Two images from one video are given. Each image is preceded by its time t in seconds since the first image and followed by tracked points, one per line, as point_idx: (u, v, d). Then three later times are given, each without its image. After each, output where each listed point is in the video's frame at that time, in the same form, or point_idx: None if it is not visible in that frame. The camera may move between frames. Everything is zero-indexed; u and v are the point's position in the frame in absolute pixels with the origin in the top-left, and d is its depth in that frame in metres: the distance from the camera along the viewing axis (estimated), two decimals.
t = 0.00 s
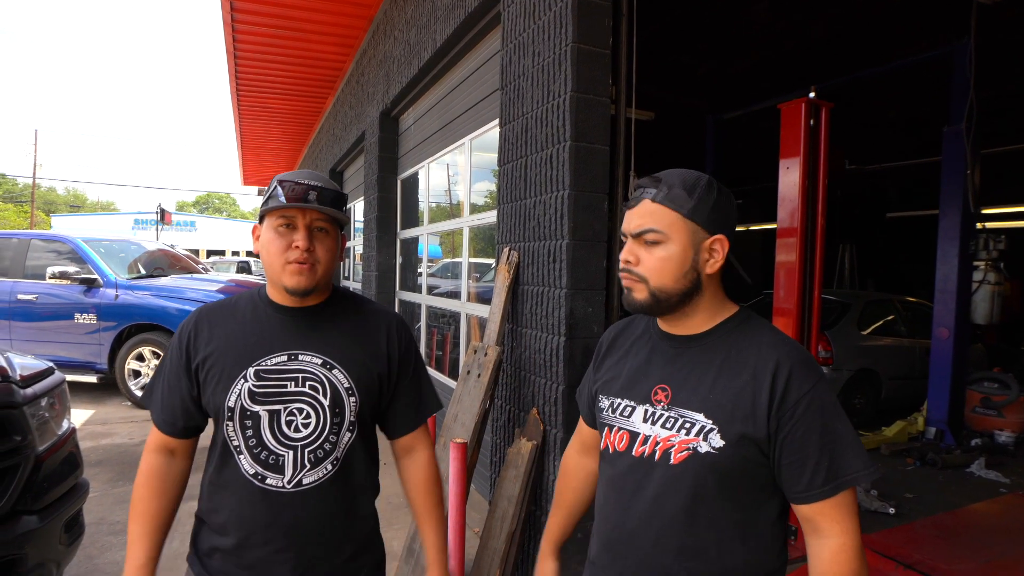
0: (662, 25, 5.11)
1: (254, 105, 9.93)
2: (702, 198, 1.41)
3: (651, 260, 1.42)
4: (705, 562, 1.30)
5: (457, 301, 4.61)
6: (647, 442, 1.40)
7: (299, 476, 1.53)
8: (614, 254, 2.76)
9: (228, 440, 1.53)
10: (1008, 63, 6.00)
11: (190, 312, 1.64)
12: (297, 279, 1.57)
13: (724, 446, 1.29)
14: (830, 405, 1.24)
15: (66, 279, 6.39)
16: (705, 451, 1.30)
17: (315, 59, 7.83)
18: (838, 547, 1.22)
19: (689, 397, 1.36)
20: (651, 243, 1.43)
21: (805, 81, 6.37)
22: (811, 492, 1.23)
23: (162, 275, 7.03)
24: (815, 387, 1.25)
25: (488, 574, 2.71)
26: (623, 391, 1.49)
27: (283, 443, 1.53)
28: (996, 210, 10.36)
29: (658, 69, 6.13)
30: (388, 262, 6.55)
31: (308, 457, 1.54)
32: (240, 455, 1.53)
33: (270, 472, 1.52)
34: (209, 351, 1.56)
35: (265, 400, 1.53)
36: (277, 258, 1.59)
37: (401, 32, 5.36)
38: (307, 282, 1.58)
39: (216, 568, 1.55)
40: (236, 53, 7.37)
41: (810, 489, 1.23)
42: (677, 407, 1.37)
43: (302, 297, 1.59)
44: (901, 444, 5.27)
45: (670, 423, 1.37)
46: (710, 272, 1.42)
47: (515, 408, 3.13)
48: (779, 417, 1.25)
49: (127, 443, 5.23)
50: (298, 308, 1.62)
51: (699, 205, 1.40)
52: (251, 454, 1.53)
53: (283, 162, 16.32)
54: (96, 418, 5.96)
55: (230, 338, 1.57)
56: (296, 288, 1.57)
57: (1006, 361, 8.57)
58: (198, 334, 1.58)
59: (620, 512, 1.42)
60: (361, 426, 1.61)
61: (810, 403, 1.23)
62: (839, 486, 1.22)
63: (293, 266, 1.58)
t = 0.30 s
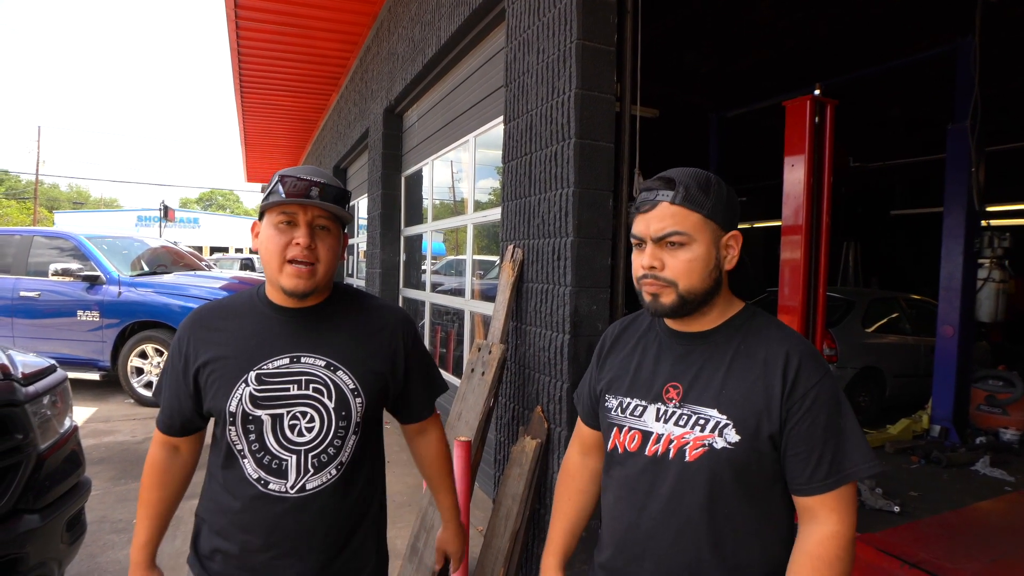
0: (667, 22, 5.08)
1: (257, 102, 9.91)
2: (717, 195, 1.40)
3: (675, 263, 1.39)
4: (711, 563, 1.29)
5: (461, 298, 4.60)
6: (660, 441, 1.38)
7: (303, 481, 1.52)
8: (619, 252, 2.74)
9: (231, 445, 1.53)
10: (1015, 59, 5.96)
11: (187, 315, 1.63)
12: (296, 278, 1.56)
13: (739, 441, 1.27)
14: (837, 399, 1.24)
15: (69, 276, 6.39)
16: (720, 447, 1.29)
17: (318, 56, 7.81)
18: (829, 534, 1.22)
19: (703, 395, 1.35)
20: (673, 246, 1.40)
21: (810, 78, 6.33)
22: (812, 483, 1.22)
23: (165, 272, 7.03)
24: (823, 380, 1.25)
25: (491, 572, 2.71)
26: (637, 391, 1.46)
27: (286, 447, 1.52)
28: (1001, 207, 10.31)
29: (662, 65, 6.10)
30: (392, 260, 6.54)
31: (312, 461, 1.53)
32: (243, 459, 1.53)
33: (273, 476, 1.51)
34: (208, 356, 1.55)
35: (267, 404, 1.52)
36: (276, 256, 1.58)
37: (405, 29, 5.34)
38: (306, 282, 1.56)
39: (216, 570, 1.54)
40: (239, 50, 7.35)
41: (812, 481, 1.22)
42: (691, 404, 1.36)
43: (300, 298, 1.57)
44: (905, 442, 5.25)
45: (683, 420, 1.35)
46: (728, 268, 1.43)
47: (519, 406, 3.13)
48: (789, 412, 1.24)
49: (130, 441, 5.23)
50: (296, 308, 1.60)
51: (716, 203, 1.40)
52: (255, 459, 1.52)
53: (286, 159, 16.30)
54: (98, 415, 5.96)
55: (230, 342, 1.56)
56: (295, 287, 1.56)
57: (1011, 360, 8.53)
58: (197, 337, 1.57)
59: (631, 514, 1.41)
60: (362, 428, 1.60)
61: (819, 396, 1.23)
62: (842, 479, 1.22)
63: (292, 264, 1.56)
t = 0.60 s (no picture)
0: (670, 25, 5.08)
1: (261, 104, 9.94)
2: (727, 199, 1.39)
3: (693, 271, 1.36)
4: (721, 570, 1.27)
5: (463, 300, 4.59)
6: (671, 443, 1.37)
7: (314, 482, 1.52)
8: (623, 254, 2.74)
9: (240, 446, 1.52)
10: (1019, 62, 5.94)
11: (187, 322, 1.62)
12: (291, 276, 1.55)
13: (754, 445, 1.27)
14: (854, 401, 1.24)
15: (73, 278, 6.40)
16: (736, 450, 1.28)
17: (321, 59, 7.83)
18: (861, 542, 1.21)
19: (719, 396, 1.34)
20: (690, 254, 1.37)
21: (814, 80, 6.32)
22: (839, 484, 1.21)
23: (168, 274, 7.05)
24: (840, 383, 1.25)
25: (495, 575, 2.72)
26: (646, 392, 1.45)
27: (297, 447, 1.52)
28: (1005, 210, 10.28)
29: (665, 68, 6.10)
30: (394, 262, 6.54)
31: (322, 461, 1.52)
32: (252, 461, 1.51)
33: (285, 477, 1.51)
34: (213, 360, 1.54)
35: (279, 405, 1.52)
36: (263, 265, 1.58)
37: (407, 31, 5.35)
38: (300, 277, 1.56)
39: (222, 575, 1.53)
40: (242, 53, 7.37)
41: (840, 482, 1.21)
42: (705, 406, 1.35)
43: (302, 294, 1.57)
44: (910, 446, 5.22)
45: (698, 423, 1.34)
46: (740, 272, 1.43)
47: (522, 409, 3.12)
48: (810, 412, 1.24)
49: (134, 442, 5.24)
50: (302, 308, 1.60)
51: (728, 208, 1.38)
52: (265, 461, 1.51)
53: (289, 161, 16.35)
54: (102, 417, 5.98)
55: (236, 346, 1.55)
56: (293, 286, 1.55)
57: (1017, 362, 8.48)
58: (203, 342, 1.57)
59: (642, 515, 1.38)
60: (373, 427, 1.60)
61: (838, 399, 1.23)
62: (865, 479, 1.21)
63: (282, 266, 1.56)
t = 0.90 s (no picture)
0: (669, 28, 5.10)
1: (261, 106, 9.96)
2: (722, 204, 1.38)
3: (695, 279, 1.37)
4: None
5: (463, 303, 4.59)
6: (677, 443, 1.37)
7: (308, 488, 1.51)
8: (622, 257, 2.75)
9: (233, 455, 1.52)
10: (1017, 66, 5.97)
11: (179, 332, 1.63)
12: (277, 283, 1.56)
13: (762, 446, 1.27)
14: (857, 404, 1.24)
15: (71, 280, 6.39)
16: (743, 451, 1.28)
17: (321, 61, 7.84)
18: (859, 540, 1.21)
19: (723, 397, 1.35)
20: (690, 263, 1.37)
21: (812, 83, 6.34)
22: (842, 486, 1.21)
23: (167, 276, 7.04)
24: (844, 386, 1.25)
25: None
26: (652, 392, 1.47)
27: (289, 454, 1.52)
28: (1003, 213, 10.31)
29: (664, 71, 6.11)
30: (394, 264, 6.54)
31: (316, 467, 1.52)
32: (246, 469, 1.52)
33: (278, 484, 1.51)
34: (203, 368, 1.55)
35: (270, 411, 1.52)
36: (251, 267, 1.59)
37: (408, 34, 5.35)
38: (287, 284, 1.57)
39: None
40: (242, 55, 7.38)
41: (842, 484, 1.21)
42: (711, 408, 1.36)
43: (289, 301, 1.58)
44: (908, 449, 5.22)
45: (703, 425, 1.35)
46: (742, 273, 1.43)
47: (521, 412, 3.12)
48: (815, 416, 1.24)
49: (132, 445, 5.23)
50: (291, 313, 1.61)
51: (725, 212, 1.38)
52: (258, 468, 1.51)
53: (289, 163, 16.35)
54: (100, 419, 5.96)
55: (224, 354, 1.55)
56: (280, 292, 1.56)
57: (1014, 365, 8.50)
58: (193, 351, 1.57)
59: (652, 509, 1.37)
60: (368, 430, 1.60)
61: (841, 402, 1.23)
62: (867, 480, 1.21)
63: (269, 271, 1.56)
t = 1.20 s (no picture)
0: (667, 32, 5.11)
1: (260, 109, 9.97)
2: (709, 210, 1.38)
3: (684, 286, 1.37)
4: None
5: (462, 306, 4.60)
6: (676, 444, 1.38)
7: (305, 494, 1.52)
8: (621, 261, 2.75)
9: (229, 460, 1.52)
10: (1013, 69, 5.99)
11: (176, 335, 1.63)
12: (280, 285, 1.56)
13: (759, 448, 1.28)
14: (855, 407, 1.25)
15: (70, 284, 6.38)
16: (740, 453, 1.29)
17: (320, 64, 7.85)
18: (856, 544, 1.21)
19: (721, 399, 1.35)
20: (679, 270, 1.37)
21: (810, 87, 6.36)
22: (840, 490, 1.22)
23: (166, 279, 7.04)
24: (841, 388, 1.25)
25: None
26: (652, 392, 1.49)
27: (286, 459, 1.52)
28: (1001, 216, 10.33)
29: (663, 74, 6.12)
30: (393, 267, 6.55)
31: (313, 472, 1.53)
32: (242, 474, 1.52)
33: (274, 490, 1.51)
34: (200, 373, 1.55)
35: (267, 416, 1.52)
36: (254, 269, 1.59)
37: (407, 37, 5.37)
38: (290, 287, 1.57)
39: None
40: (241, 58, 7.39)
41: (841, 487, 1.21)
42: (708, 409, 1.37)
43: (291, 304, 1.58)
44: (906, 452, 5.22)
45: (700, 425, 1.36)
46: (734, 277, 1.44)
47: (520, 415, 3.12)
48: (812, 418, 1.25)
49: (131, 449, 5.22)
50: (290, 317, 1.61)
51: (712, 218, 1.38)
52: (254, 474, 1.51)
53: (287, 166, 16.35)
54: (99, 423, 5.96)
55: (220, 359, 1.56)
56: (282, 295, 1.56)
57: (1012, 367, 8.53)
58: (190, 355, 1.58)
59: (648, 520, 1.38)
60: (364, 436, 1.60)
61: (839, 405, 1.23)
62: (865, 485, 1.21)
63: (272, 272, 1.57)
